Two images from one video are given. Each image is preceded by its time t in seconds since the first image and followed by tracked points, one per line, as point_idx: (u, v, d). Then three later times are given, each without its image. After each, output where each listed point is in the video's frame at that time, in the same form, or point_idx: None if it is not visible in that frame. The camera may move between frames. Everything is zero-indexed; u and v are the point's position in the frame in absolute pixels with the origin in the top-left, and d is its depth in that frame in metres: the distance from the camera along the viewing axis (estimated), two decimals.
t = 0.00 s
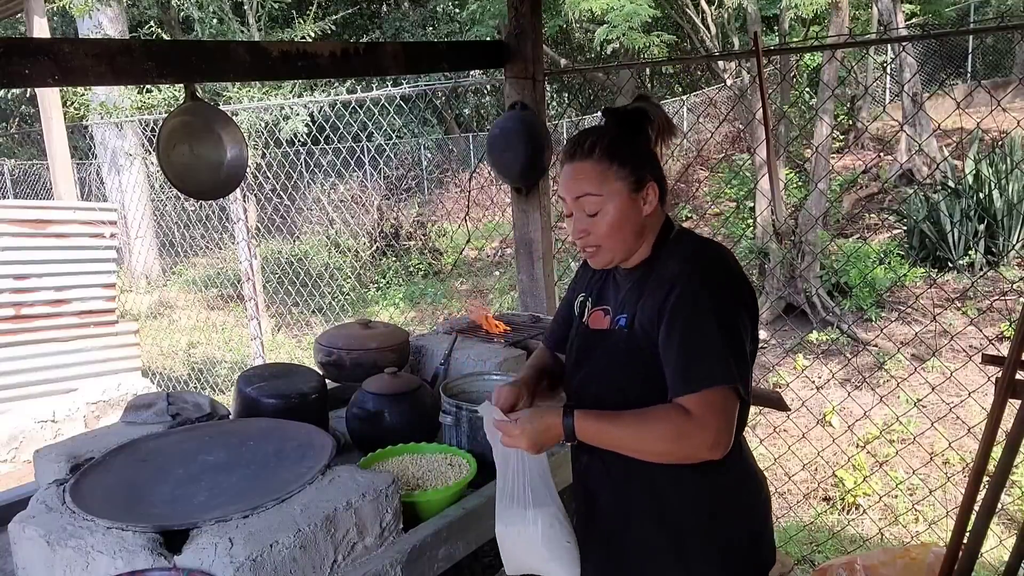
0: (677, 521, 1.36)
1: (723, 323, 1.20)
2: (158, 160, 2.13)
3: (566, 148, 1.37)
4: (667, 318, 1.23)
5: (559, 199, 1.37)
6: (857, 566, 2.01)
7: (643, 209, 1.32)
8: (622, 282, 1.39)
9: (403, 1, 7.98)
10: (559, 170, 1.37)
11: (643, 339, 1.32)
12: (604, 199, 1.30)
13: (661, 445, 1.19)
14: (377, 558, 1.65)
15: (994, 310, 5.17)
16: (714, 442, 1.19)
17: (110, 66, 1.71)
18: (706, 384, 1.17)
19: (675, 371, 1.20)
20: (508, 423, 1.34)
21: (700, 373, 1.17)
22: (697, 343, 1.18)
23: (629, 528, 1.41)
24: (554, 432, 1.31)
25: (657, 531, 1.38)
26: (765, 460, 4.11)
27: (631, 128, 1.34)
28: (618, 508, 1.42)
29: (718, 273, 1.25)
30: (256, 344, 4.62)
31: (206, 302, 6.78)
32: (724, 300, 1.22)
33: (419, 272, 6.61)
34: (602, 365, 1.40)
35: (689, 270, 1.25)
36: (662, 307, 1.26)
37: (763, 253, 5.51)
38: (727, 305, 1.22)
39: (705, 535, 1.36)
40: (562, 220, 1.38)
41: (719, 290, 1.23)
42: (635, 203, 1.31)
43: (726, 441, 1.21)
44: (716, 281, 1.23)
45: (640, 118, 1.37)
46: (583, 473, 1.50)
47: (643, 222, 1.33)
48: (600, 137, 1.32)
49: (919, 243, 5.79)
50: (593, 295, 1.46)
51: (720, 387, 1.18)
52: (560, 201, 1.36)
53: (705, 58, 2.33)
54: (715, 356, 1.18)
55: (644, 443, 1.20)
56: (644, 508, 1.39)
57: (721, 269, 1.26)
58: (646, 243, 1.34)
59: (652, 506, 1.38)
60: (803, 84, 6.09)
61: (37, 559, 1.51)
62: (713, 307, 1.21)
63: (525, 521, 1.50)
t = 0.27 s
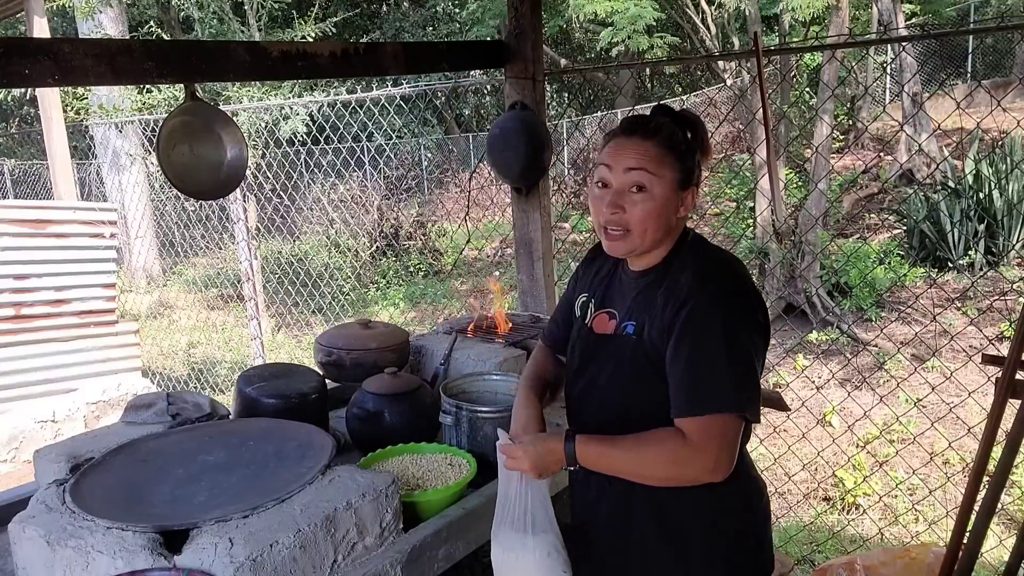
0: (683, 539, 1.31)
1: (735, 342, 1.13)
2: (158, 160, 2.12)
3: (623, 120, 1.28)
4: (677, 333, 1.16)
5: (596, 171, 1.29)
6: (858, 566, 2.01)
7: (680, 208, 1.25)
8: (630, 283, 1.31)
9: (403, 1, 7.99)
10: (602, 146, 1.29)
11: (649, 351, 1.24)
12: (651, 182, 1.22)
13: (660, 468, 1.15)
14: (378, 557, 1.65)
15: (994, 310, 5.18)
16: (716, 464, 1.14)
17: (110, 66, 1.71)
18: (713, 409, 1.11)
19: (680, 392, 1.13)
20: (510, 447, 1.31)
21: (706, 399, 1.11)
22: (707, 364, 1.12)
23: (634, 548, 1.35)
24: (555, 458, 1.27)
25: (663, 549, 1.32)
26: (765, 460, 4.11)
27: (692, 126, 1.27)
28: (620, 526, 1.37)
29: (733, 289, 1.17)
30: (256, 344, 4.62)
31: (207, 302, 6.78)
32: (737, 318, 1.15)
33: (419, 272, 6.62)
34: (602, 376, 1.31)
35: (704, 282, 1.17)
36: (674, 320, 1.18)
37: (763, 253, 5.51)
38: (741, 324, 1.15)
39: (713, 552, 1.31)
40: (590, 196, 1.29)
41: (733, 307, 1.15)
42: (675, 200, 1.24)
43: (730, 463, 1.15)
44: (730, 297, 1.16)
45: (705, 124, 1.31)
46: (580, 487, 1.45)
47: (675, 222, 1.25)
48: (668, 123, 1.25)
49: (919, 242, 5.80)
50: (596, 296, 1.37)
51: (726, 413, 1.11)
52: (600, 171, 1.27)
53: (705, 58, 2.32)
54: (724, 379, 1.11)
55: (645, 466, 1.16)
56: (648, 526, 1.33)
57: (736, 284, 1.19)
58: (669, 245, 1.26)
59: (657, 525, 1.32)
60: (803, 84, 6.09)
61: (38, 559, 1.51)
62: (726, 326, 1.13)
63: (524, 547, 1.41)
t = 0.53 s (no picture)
0: (686, 546, 1.30)
1: (742, 352, 1.12)
2: (158, 160, 2.12)
3: (644, 119, 1.28)
4: (683, 342, 1.16)
5: (611, 165, 1.28)
6: (858, 566, 2.01)
7: (691, 214, 1.25)
8: (632, 286, 1.29)
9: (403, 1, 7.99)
10: (622, 143, 1.29)
11: (653, 358, 1.23)
12: (666, 182, 1.21)
13: (660, 482, 1.16)
14: (378, 557, 1.65)
15: (994, 310, 5.18)
16: (714, 479, 1.13)
17: (109, 66, 1.70)
18: (718, 422, 1.11)
19: (685, 404, 1.13)
20: (515, 454, 1.30)
21: (712, 411, 1.11)
22: (713, 375, 1.11)
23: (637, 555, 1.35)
24: (559, 469, 1.26)
25: (667, 556, 1.32)
26: (765, 461, 4.11)
27: (716, 135, 1.27)
28: (622, 534, 1.36)
29: (739, 298, 1.17)
30: (256, 344, 4.62)
31: (207, 302, 6.78)
32: (744, 327, 1.15)
33: (419, 272, 6.61)
34: (604, 381, 1.30)
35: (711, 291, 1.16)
36: (681, 327, 1.17)
37: (763, 253, 5.51)
38: (748, 334, 1.14)
39: (717, 556, 1.30)
40: (601, 190, 1.28)
41: (740, 317, 1.15)
42: (689, 204, 1.24)
43: (729, 479, 1.15)
44: (736, 306, 1.16)
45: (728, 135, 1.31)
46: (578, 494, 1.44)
47: (683, 227, 1.25)
48: (691, 127, 1.25)
49: (919, 242, 5.80)
50: (597, 298, 1.35)
51: (732, 425, 1.11)
52: (616, 166, 1.26)
53: (705, 58, 2.32)
54: (731, 392, 1.11)
55: (643, 479, 1.17)
56: (650, 533, 1.32)
57: (742, 292, 1.18)
58: (676, 250, 1.25)
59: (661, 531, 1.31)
60: (803, 84, 6.09)
61: (37, 559, 1.51)
62: (733, 336, 1.13)
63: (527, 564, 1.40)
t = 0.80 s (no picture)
0: (688, 549, 1.30)
1: (742, 356, 1.13)
2: (158, 160, 2.12)
3: (639, 120, 1.28)
4: (682, 346, 1.16)
5: (606, 170, 1.28)
6: (858, 566, 2.01)
7: (688, 215, 1.25)
8: (630, 290, 1.29)
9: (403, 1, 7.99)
10: (617, 145, 1.29)
11: (654, 362, 1.23)
12: (662, 185, 1.21)
13: (657, 485, 1.16)
14: (378, 557, 1.65)
15: (994, 310, 5.18)
16: (712, 483, 1.14)
17: (109, 66, 1.70)
18: (718, 426, 1.11)
19: (685, 408, 1.13)
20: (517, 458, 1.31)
21: (712, 416, 1.11)
22: (714, 380, 1.11)
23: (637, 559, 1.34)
24: (559, 472, 1.26)
25: (667, 559, 1.31)
26: (765, 460, 4.11)
27: (712, 134, 1.26)
28: (624, 536, 1.35)
29: (738, 301, 1.17)
30: (256, 344, 4.61)
31: (207, 302, 6.78)
32: (744, 330, 1.15)
33: (419, 272, 6.61)
34: (603, 386, 1.30)
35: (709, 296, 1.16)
36: (680, 331, 1.17)
37: (763, 253, 5.51)
38: (748, 338, 1.15)
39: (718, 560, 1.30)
40: (597, 195, 1.28)
41: (739, 320, 1.15)
42: (686, 207, 1.24)
43: (729, 482, 1.15)
44: (736, 310, 1.16)
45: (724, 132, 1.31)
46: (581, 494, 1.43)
47: (681, 229, 1.24)
48: (688, 128, 1.24)
49: (919, 242, 5.80)
50: (593, 303, 1.34)
51: (731, 430, 1.11)
52: (611, 171, 1.26)
53: (705, 58, 2.32)
54: (730, 396, 1.11)
55: (642, 482, 1.17)
56: (650, 537, 1.31)
57: (741, 295, 1.18)
58: (674, 253, 1.25)
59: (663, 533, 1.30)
60: (803, 84, 6.09)
61: (38, 559, 1.51)
62: (734, 340, 1.13)
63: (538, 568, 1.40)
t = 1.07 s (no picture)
0: (691, 550, 1.29)
1: (742, 356, 1.13)
2: (158, 161, 2.13)
3: (629, 126, 1.27)
4: (682, 346, 1.16)
5: (599, 179, 1.27)
6: (857, 566, 2.01)
7: (685, 218, 1.25)
8: (628, 292, 1.29)
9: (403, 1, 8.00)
10: (608, 154, 1.28)
11: (654, 363, 1.23)
12: (657, 192, 1.21)
13: (659, 484, 1.16)
14: (378, 558, 1.65)
15: (994, 309, 5.18)
16: (714, 483, 1.14)
17: (110, 66, 1.71)
18: (720, 426, 1.11)
19: (686, 409, 1.13)
20: (518, 462, 1.31)
21: (714, 416, 1.11)
22: (714, 381, 1.11)
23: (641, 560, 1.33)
24: (561, 476, 1.26)
25: (671, 561, 1.30)
26: (765, 460, 4.11)
27: (699, 131, 1.27)
28: (628, 537, 1.34)
29: (737, 300, 1.17)
30: (256, 344, 4.61)
31: (207, 302, 6.78)
32: (743, 330, 1.15)
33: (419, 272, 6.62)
34: (604, 389, 1.30)
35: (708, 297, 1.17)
36: (680, 333, 1.17)
37: (763, 253, 5.51)
38: (748, 337, 1.14)
39: (721, 560, 1.30)
40: (592, 205, 1.27)
41: (738, 320, 1.15)
42: (682, 209, 1.24)
43: (731, 482, 1.15)
44: (735, 310, 1.16)
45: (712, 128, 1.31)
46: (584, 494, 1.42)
47: (678, 232, 1.24)
48: (678, 130, 1.24)
49: (919, 242, 5.80)
50: (591, 305, 1.35)
51: (732, 430, 1.11)
52: (604, 181, 1.26)
53: (705, 58, 2.32)
54: (731, 396, 1.11)
55: (644, 483, 1.18)
56: (652, 538, 1.31)
57: (741, 295, 1.18)
58: (671, 255, 1.25)
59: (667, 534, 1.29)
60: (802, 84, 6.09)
61: (37, 559, 1.51)
62: (733, 340, 1.13)
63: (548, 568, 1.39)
